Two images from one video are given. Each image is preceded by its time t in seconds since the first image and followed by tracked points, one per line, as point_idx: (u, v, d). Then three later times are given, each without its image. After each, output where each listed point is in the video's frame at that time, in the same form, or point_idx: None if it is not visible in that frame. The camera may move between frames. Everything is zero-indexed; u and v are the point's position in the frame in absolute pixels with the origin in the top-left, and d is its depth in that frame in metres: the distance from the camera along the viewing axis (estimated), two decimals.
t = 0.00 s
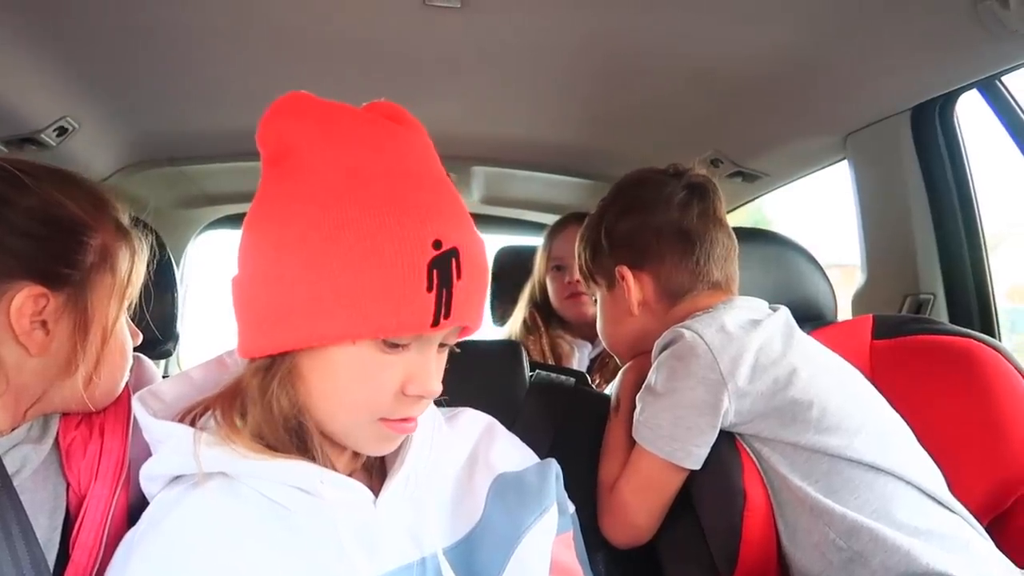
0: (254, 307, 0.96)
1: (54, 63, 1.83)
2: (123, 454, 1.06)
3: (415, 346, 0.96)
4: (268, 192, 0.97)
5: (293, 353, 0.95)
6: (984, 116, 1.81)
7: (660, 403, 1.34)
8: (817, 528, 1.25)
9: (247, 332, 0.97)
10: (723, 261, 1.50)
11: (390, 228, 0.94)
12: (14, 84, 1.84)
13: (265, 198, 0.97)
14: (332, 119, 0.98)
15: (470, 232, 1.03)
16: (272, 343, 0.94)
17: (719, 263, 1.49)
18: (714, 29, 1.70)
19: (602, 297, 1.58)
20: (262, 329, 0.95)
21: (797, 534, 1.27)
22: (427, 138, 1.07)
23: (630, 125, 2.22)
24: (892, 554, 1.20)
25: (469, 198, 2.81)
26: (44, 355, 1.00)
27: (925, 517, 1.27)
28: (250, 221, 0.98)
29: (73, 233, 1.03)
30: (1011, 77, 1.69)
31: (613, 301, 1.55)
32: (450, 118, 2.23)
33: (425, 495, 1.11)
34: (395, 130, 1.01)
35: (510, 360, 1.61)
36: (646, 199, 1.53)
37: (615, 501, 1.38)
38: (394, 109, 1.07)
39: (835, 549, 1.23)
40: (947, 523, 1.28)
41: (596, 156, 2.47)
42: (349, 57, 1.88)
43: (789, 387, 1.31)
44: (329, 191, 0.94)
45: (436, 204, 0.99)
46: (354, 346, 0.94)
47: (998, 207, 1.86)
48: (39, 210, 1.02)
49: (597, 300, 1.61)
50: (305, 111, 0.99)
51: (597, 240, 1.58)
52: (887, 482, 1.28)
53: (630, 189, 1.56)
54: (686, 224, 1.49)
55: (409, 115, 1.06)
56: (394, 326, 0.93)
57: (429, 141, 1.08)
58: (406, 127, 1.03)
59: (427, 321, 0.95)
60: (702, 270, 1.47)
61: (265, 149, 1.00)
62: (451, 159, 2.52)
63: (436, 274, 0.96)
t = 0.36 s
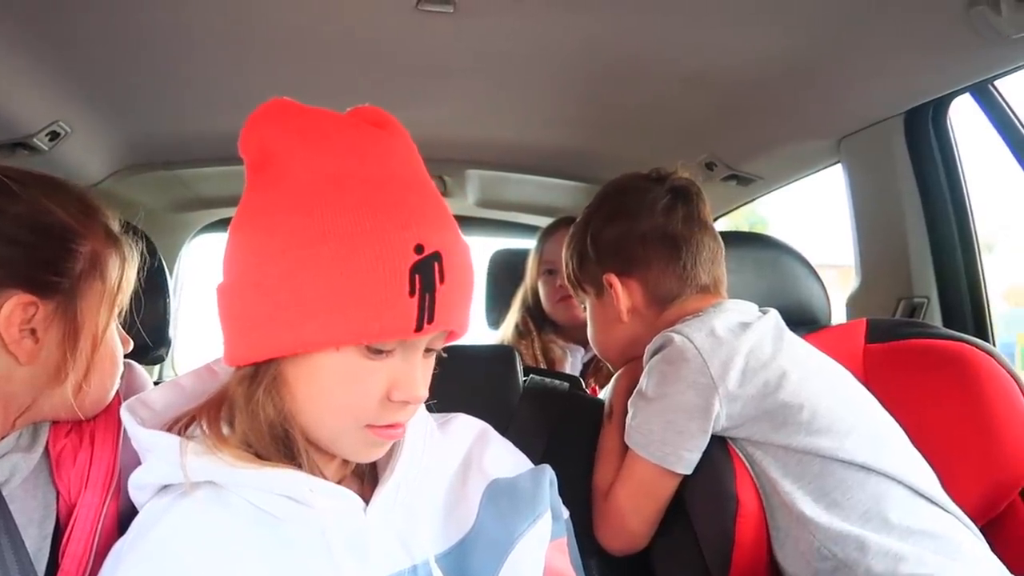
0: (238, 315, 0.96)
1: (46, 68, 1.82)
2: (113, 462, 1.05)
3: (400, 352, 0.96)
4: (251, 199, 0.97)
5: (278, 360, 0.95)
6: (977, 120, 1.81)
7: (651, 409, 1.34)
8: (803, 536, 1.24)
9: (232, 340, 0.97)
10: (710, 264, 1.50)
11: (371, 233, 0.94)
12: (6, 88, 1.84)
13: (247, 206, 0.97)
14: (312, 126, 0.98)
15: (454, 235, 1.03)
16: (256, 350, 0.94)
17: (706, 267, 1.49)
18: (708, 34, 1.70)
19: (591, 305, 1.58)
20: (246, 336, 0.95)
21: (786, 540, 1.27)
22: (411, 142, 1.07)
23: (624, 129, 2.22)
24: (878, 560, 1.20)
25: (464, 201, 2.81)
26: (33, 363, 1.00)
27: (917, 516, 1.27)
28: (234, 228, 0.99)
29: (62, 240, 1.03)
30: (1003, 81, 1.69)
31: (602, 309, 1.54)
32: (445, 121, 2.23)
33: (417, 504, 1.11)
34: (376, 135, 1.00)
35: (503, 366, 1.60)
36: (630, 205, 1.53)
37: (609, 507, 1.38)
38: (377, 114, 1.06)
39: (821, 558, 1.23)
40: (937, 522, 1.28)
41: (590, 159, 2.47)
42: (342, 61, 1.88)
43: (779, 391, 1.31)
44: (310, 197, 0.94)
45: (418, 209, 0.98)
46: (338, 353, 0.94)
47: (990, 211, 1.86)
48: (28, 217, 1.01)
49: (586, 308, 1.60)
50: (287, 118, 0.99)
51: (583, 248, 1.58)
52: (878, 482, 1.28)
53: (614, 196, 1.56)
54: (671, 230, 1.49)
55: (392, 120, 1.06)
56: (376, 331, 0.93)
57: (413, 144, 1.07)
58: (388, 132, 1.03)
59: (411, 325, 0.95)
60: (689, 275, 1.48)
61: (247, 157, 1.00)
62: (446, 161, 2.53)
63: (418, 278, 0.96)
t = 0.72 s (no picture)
0: (232, 316, 0.96)
1: (42, 70, 1.83)
2: (111, 465, 1.06)
3: (393, 352, 0.96)
4: (245, 201, 0.98)
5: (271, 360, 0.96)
6: (970, 122, 1.82)
7: (653, 411, 1.34)
8: (800, 537, 1.25)
9: (227, 342, 0.97)
10: (705, 266, 1.50)
11: (363, 234, 0.95)
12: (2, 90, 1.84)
13: (242, 208, 0.98)
14: (305, 129, 0.99)
15: (447, 235, 1.03)
16: (250, 351, 0.95)
17: (702, 269, 1.50)
18: (704, 36, 1.71)
19: (586, 308, 1.58)
20: (240, 337, 0.96)
21: (782, 542, 1.28)
22: (404, 143, 1.07)
23: (620, 130, 2.23)
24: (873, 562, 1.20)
25: (460, 202, 2.82)
26: (29, 365, 1.00)
27: (913, 518, 1.27)
28: (228, 231, 0.99)
29: (59, 242, 1.03)
30: (996, 83, 1.70)
31: (598, 312, 1.55)
32: (441, 123, 2.23)
33: (412, 506, 1.11)
34: (368, 136, 1.01)
35: (499, 368, 1.60)
36: (624, 208, 1.53)
37: (608, 509, 1.39)
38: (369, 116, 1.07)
39: (817, 558, 1.24)
40: (934, 524, 1.29)
41: (586, 160, 2.48)
42: (339, 62, 1.89)
43: (779, 391, 1.32)
44: (303, 199, 0.95)
45: (410, 209, 0.99)
46: (332, 352, 0.94)
47: (984, 213, 1.87)
48: (24, 218, 1.02)
49: (581, 310, 1.60)
50: (280, 121, 0.99)
51: (577, 250, 1.58)
52: (876, 483, 1.29)
53: (608, 198, 1.56)
54: (666, 232, 1.50)
55: (385, 121, 1.07)
56: (369, 331, 0.93)
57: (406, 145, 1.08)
58: (381, 133, 1.04)
59: (404, 325, 0.95)
60: (684, 277, 1.48)
61: (241, 160, 1.00)
62: (442, 163, 2.54)
63: (411, 278, 0.96)
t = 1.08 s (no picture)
0: (227, 320, 0.96)
1: (36, 73, 1.82)
2: (105, 469, 1.06)
3: (388, 356, 0.96)
4: (239, 205, 0.98)
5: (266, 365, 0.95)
6: (964, 124, 1.82)
7: (649, 414, 1.34)
8: (796, 540, 1.25)
9: (222, 346, 0.97)
10: (703, 270, 1.51)
11: (358, 238, 0.94)
12: None
13: (237, 212, 0.98)
14: (300, 132, 0.99)
15: (441, 238, 1.03)
16: (244, 354, 0.95)
17: (700, 273, 1.51)
18: (699, 39, 1.72)
19: (583, 310, 1.59)
20: (235, 341, 0.95)
21: (777, 545, 1.28)
22: (399, 146, 1.07)
23: (615, 132, 2.23)
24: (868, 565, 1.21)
25: (456, 204, 2.83)
26: (23, 369, 0.99)
27: (910, 520, 1.27)
28: (223, 235, 0.99)
29: (52, 246, 1.03)
30: (990, 85, 1.71)
31: (596, 315, 1.56)
32: (436, 126, 2.24)
33: (407, 510, 1.10)
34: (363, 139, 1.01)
35: (494, 371, 1.61)
36: (622, 211, 1.53)
37: (605, 513, 1.38)
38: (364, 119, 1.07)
39: (813, 561, 1.24)
40: (931, 526, 1.29)
41: (581, 162, 2.48)
42: (335, 65, 1.89)
43: (775, 394, 1.32)
44: (297, 203, 0.94)
45: (404, 213, 0.99)
46: (326, 356, 0.94)
47: (978, 215, 1.87)
48: (18, 222, 1.01)
49: (578, 312, 1.62)
50: (274, 124, 0.99)
51: (575, 252, 1.59)
52: (873, 485, 1.29)
53: (606, 201, 1.57)
54: (666, 236, 1.51)
55: (380, 124, 1.06)
56: (364, 335, 0.93)
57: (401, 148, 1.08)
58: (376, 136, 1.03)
59: (399, 329, 0.95)
60: (682, 282, 1.49)
61: (235, 163, 1.00)
62: (438, 165, 2.54)
63: (406, 282, 0.96)
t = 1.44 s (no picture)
0: (204, 332, 0.89)
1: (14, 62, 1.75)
2: (73, 486, 1.00)
3: (376, 375, 0.89)
4: (217, 209, 0.91)
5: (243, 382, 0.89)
6: (986, 125, 1.74)
7: (649, 429, 1.27)
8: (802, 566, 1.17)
9: (198, 361, 0.90)
10: (711, 277, 1.44)
11: (344, 248, 0.87)
12: None
13: (215, 216, 0.91)
14: (285, 131, 0.91)
15: (436, 248, 0.96)
16: (221, 371, 0.88)
17: (708, 280, 1.44)
18: (711, 33, 1.64)
19: (584, 316, 1.52)
20: (211, 356, 0.89)
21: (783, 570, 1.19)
22: (393, 146, 0.99)
23: (619, 127, 2.16)
24: None
25: (454, 198, 2.75)
26: None
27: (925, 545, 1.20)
28: (200, 240, 0.92)
29: (14, 248, 0.95)
30: (1015, 86, 1.63)
31: (597, 323, 1.49)
32: (433, 119, 2.16)
33: (395, 532, 1.04)
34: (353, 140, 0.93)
35: (490, 377, 1.55)
36: (627, 214, 1.46)
37: (605, 531, 1.32)
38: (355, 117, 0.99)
39: None
40: (946, 552, 1.21)
41: (583, 157, 2.41)
42: (329, 54, 1.81)
43: (783, 408, 1.24)
44: (279, 208, 0.87)
45: (396, 220, 0.91)
46: (310, 374, 0.87)
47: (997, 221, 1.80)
48: None
49: (578, 319, 1.55)
50: (257, 122, 0.92)
51: (575, 256, 1.52)
52: (887, 506, 1.21)
53: (609, 203, 1.49)
54: (672, 241, 1.44)
55: (373, 123, 0.99)
56: (350, 352, 0.86)
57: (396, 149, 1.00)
58: (368, 136, 0.96)
59: (388, 346, 0.88)
60: (690, 289, 1.42)
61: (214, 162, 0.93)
62: (435, 159, 2.47)
63: (396, 295, 0.89)
